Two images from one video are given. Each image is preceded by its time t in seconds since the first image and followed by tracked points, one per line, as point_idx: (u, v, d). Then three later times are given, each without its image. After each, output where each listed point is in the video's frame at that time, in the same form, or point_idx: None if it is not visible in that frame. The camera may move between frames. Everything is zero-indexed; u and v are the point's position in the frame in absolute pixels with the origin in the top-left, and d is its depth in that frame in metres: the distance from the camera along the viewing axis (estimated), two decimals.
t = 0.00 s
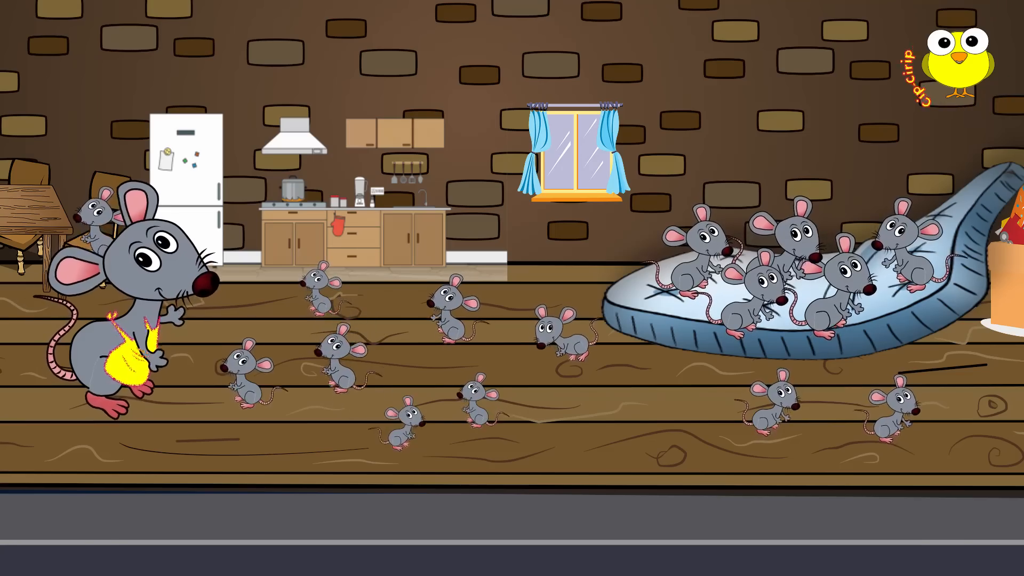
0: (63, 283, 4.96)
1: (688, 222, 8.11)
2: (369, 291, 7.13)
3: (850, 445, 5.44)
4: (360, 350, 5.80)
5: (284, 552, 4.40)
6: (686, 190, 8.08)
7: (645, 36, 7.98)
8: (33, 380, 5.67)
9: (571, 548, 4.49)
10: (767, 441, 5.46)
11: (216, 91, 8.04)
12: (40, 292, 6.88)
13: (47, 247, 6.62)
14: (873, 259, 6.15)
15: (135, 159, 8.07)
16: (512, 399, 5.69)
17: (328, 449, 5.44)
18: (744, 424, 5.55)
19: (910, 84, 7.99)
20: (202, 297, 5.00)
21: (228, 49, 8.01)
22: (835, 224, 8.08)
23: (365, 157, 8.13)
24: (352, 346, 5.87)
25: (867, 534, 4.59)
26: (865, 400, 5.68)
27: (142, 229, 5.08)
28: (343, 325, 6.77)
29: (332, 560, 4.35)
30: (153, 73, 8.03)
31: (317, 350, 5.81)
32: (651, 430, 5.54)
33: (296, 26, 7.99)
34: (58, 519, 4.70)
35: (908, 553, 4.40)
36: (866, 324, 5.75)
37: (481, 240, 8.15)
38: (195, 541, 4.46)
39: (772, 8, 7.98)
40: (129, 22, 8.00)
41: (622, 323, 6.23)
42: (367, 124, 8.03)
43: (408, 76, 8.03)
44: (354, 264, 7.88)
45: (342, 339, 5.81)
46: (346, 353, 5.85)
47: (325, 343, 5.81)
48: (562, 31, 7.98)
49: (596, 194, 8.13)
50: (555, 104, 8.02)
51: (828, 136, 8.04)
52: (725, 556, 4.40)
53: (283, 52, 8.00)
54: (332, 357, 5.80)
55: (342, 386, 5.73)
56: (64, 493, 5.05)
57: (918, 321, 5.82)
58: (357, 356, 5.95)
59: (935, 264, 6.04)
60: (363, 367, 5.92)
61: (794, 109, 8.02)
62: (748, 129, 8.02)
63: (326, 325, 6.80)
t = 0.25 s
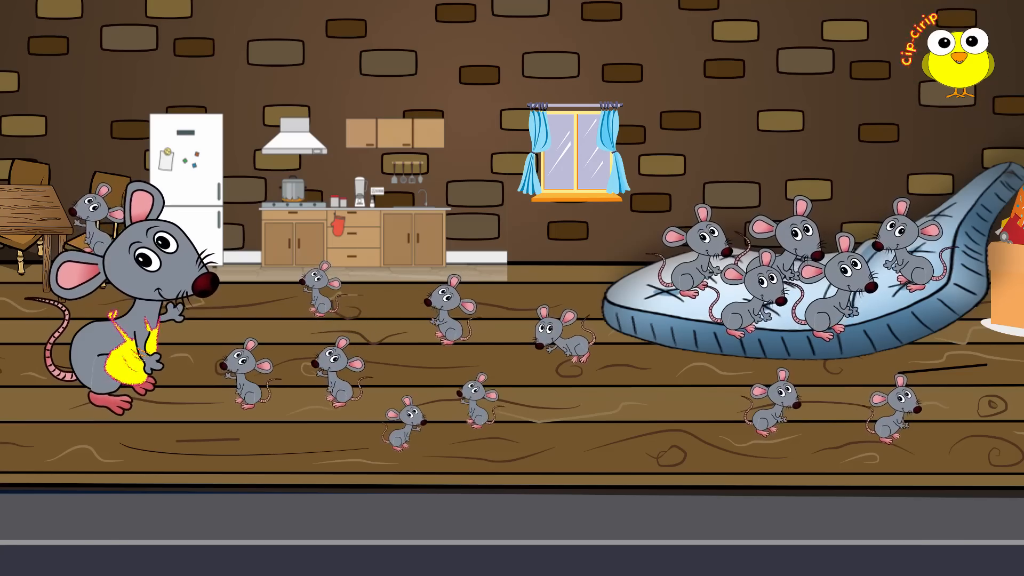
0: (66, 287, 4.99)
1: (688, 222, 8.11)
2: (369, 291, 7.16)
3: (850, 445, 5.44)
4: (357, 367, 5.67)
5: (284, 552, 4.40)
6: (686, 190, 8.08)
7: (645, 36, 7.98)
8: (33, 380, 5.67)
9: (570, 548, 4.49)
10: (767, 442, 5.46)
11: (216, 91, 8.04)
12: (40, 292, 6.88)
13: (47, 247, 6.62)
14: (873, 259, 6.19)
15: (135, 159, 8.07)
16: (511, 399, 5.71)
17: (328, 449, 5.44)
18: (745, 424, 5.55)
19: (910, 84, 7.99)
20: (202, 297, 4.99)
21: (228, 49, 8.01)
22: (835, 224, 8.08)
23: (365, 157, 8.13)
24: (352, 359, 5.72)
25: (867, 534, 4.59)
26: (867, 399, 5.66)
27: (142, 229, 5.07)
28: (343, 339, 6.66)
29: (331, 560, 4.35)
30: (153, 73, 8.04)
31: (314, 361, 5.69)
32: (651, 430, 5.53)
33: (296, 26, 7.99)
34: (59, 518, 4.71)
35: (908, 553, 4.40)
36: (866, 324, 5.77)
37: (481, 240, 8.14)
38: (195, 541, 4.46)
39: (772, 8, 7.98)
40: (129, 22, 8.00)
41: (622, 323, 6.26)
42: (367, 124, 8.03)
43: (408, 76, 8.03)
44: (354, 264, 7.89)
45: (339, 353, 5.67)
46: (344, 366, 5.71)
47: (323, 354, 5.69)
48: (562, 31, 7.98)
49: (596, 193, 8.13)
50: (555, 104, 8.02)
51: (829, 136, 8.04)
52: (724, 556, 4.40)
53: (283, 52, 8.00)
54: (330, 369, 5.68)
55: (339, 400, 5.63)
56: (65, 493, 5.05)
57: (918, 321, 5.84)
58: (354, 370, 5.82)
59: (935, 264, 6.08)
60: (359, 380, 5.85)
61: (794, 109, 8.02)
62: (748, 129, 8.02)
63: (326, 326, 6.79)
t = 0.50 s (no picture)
0: (62, 281, 4.95)
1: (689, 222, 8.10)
2: (369, 291, 7.18)
3: (850, 445, 5.44)
4: (359, 369, 5.69)
5: (284, 552, 4.40)
6: (686, 190, 8.07)
7: (645, 36, 7.98)
8: (33, 380, 5.67)
9: (570, 548, 4.49)
10: (767, 442, 5.46)
11: (216, 91, 8.04)
12: (40, 292, 6.88)
13: (47, 247, 6.62)
14: (873, 259, 6.18)
15: (135, 159, 8.07)
16: (511, 399, 5.69)
17: (328, 449, 5.45)
18: (745, 424, 5.54)
19: (909, 84, 7.99)
20: (200, 300, 5.05)
21: (229, 49, 8.01)
22: (835, 224, 8.07)
23: (365, 157, 8.12)
24: (352, 361, 5.73)
25: (867, 534, 4.59)
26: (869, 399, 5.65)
27: (144, 230, 5.04)
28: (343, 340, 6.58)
29: (331, 560, 4.35)
30: (153, 73, 8.04)
31: (314, 364, 5.67)
32: (651, 430, 5.53)
33: (296, 26, 7.99)
34: (59, 518, 4.70)
35: (908, 553, 4.40)
36: (866, 324, 5.76)
37: (481, 240, 8.14)
38: (196, 541, 4.46)
39: (772, 8, 7.98)
40: (129, 22, 8.00)
41: (622, 322, 6.22)
42: (367, 124, 8.03)
43: (408, 76, 8.03)
44: (354, 264, 7.89)
45: (340, 356, 5.67)
46: (344, 369, 5.71)
47: (323, 357, 5.67)
48: (562, 31, 7.99)
49: (596, 193, 8.11)
50: (555, 104, 8.02)
51: (829, 136, 8.03)
52: (725, 557, 4.40)
53: (283, 52, 8.00)
54: (331, 372, 5.66)
55: (340, 403, 5.60)
56: (65, 493, 5.08)
57: (918, 321, 5.83)
58: (354, 374, 5.81)
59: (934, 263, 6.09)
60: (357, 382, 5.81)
61: (794, 109, 8.02)
62: (748, 129, 8.02)
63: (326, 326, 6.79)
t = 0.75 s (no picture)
0: (61, 275, 4.83)
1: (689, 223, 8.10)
2: (370, 291, 7.20)
3: (850, 445, 5.44)
4: (360, 368, 5.69)
5: (284, 552, 4.40)
6: (686, 190, 8.06)
7: (645, 36, 7.98)
8: (33, 380, 5.68)
9: (570, 548, 4.49)
10: (766, 442, 5.45)
11: (216, 91, 8.04)
12: (40, 292, 6.89)
13: (47, 247, 6.63)
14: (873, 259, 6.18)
15: (135, 159, 8.07)
16: (510, 399, 5.71)
17: (328, 449, 5.45)
18: (744, 424, 5.54)
19: (910, 84, 7.99)
20: (197, 303, 4.97)
21: (229, 49, 8.01)
22: (835, 224, 8.08)
23: (365, 157, 8.12)
24: (352, 362, 5.75)
25: (866, 534, 4.59)
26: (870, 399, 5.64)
27: (144, 231, 4.97)
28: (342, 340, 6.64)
29: (331, 560, 4.35)
30: (153, 73, 8.04)
31: (316, 367, 5.69)
32: (650, 430, 5.53)
33: (296, 26, 7.99)
34: (59, 518, 4.70)
35: (907, 553, 4.40)
36: (866, 323, 5.76)
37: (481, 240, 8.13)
38: (195, 541, 4.47)
39: (773, 8, 7.98)
40: (129, 22, 8.00)
41: (622, 322, 6.26)
42: (367, 124, 8.03)
43: (408, 76, 8.03)
44: (354, 264, 7.90)
45: (339, 357, 5.67)
46: (345, 370, 5.70)
47: (323, 359, 5.68)
48: (562, 31, 7.99)
49: (596, 194, 8.11)
50: (555, 104, 8.02)
51: (829, 136, 8.04)
52: (725, 557, 4.40)
53: (283, 52, 8.00)
54: (331, 372, 5.66)
55: (340, 404, 5.61)
56: (63, 492, 5.07)
57: (918, 321, 5.83)
58: (355, 374, 5.83)
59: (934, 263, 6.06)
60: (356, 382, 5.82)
61: (794, 109, 8.02)
62: (748, 129, 8.02)
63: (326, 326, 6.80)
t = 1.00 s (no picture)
0: (51, 280, 4.74)
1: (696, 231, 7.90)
2: (369, 304, 7.04)
3: (863, 458, 5.24)
4: (359, 382, 5.48)
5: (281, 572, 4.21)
6: (694, 197, 7.86)
7: (651, 40, 7.79)
8: (21, 396, 5.49)
9: (580, 566, 4.30)
10: (775, 455, 5.25)
11: (212, 95, 7.85)
12: (31, 302, 6.70)
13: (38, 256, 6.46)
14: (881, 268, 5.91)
15: (129, 165, 7.87)
16: (513, 411, 5.52)
17: (327, 462, 5.26)
18: (753, 437, 5.33)
19: (922, 88, 7.81)
20: (190, 316, 4.77)
21: (225, 53, 7.82)
22: (846, 232, 7.89)
23: (365, 164, 7.93)
24: (352, 374, 5.53)
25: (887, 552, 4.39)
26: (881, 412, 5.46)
27: (139, 240, 4.80)
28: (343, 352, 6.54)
29: None
30: (148, 77, 7.85)
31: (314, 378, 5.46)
32: (655, 443, 5.32)
33: (294, 29, 7.80)
34: (45, 535, 4.53)
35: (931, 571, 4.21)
36: (878, 333, 5.56)
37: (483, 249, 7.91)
38: (187, 558, 4.29)
39: (782, 10, 7.79)
40: (123, 25, 7.81)
41: (628, 333, 6.04)
42: (366, 130, 7.84)
43: (409, 80, 7.84)
44: (354, 272, 7.72)
45: (339, 369, 5.43)
46: (344, 382, 5.49)
47: (323, 371, 5.45)
48: (566, 34, 7.80)
49: (602, 201, 7.92)
50: (559, 109, 7.82)
51: (840, 142, 7.84)
52: None
53: (281, 55, 7.81)
54: (331, 384, 5.44)
55: (340, 416, 5.41)
56: (52, 506, 4.87)
57: (932, 331, 5.63)
58: (354, 386, 5.61)
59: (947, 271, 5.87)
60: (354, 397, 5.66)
61: (804, 114, 7.83)
62: (757, 135, 7.83)
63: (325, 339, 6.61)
